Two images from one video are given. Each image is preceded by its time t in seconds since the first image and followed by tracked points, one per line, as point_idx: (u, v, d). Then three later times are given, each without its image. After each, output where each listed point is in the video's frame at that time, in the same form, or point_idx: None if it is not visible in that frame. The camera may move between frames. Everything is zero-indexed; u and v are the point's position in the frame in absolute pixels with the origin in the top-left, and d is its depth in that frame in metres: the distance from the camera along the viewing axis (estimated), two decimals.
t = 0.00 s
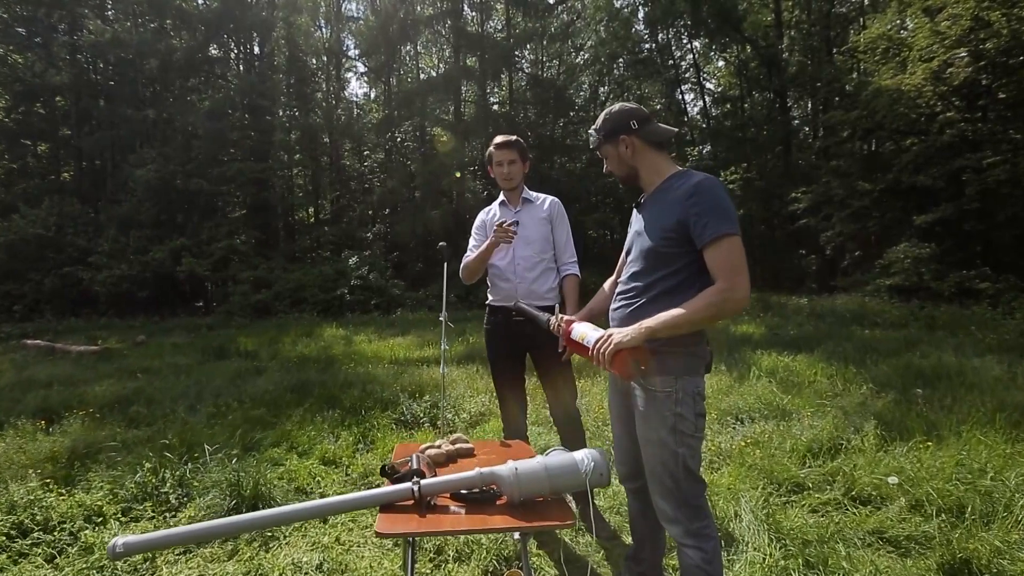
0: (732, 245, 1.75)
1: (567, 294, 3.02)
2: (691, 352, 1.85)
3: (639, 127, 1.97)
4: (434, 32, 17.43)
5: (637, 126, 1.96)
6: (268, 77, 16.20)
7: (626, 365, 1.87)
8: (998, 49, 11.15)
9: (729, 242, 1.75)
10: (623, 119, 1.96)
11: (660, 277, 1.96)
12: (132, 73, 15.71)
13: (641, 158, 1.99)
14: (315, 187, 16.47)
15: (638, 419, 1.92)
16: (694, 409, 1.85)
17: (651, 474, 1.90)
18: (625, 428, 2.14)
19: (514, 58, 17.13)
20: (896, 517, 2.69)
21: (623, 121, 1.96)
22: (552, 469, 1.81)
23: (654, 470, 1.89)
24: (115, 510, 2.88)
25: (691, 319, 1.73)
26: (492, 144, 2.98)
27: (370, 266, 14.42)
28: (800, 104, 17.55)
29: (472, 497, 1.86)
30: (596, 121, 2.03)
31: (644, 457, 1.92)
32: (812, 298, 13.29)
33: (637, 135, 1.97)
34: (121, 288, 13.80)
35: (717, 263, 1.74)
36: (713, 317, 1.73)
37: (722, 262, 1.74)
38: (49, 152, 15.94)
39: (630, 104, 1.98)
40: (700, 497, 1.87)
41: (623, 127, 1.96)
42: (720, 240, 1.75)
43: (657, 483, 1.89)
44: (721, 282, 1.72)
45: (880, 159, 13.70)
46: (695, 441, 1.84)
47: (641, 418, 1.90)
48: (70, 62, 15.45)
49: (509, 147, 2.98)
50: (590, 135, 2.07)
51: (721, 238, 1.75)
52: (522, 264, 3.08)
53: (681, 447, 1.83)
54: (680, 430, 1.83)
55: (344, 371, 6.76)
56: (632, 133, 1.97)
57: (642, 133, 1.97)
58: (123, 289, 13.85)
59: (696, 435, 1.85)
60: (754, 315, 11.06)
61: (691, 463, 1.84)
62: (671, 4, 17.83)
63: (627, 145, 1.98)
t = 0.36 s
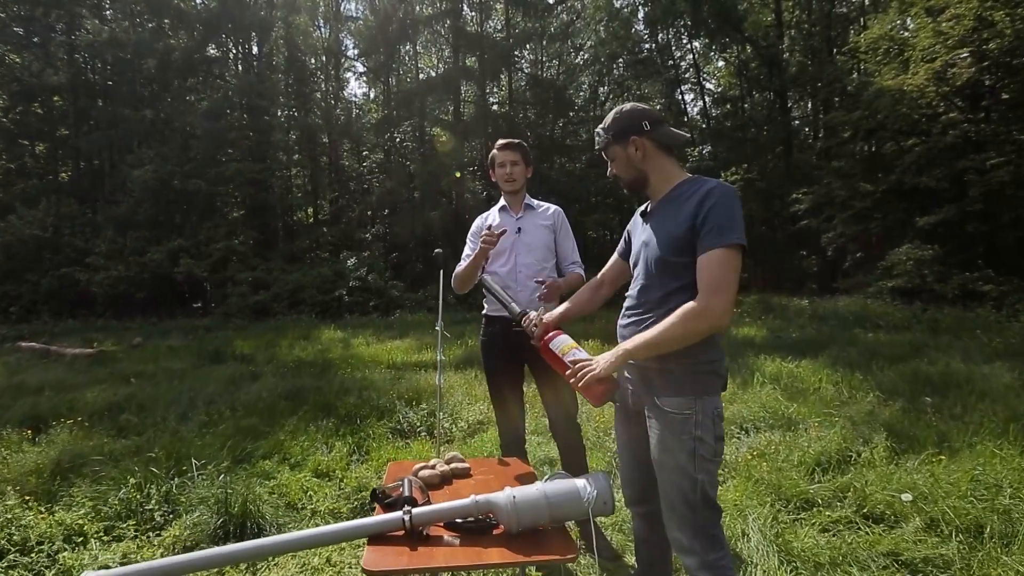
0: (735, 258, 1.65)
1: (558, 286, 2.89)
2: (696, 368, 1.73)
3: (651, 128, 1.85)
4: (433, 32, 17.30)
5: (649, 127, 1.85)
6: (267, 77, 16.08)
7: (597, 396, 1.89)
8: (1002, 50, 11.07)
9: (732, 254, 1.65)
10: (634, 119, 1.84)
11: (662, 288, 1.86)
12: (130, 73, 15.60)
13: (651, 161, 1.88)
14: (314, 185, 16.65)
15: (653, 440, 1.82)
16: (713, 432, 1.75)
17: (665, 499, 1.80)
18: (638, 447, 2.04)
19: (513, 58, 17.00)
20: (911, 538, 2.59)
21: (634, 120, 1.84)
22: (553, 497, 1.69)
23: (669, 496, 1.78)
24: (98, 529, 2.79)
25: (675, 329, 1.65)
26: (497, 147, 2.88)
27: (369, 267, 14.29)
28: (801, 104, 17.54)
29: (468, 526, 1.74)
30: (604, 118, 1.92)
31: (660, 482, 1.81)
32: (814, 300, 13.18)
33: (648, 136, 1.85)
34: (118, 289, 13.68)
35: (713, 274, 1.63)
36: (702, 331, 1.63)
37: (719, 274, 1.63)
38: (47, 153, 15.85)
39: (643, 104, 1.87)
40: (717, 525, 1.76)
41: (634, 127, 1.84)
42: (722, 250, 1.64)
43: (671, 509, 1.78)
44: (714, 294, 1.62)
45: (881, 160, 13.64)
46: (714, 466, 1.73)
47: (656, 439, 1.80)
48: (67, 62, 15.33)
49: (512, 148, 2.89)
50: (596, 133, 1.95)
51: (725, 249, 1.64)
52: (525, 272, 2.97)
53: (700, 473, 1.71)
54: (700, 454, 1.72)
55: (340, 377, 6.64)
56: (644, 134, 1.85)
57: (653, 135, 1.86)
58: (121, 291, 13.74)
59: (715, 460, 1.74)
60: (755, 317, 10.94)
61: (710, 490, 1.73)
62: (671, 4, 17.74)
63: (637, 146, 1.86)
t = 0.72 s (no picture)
0: (757, 262, 1.55)
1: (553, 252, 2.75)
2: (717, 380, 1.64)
3: (659, 129, 1.75)
4: (434, 32, 17.18)
5: (658, 127, 1.74)
6: (267, 77, 15.97)
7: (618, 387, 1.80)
8: (1008, 49, 10.99)
9: (754, 259, 1.55)
10: (642, 119, 1.73)
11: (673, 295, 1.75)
12: (129, 73, 15.51)
13: (660, 162, 1.77)
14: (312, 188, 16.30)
15: (673, 463, 1.73)
16: (738, 453, 1.66)
17: (683, 525, 1.71)
18: (654, 467, 1.93)
19: (514, 58, 16.89)
20: (931, 556, 2.48)
21: (641, 120, 1.73)
22: (559, 525, 1.59)
23: (687, 522, 1.69)
24: (82, 546, 2.69)
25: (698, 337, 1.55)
26: (496, 148, 2.80)
27: (369, 268, 14.15)
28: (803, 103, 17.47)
29: (466, 554, 1.64)
30: (608, 119, 1.81)
31: (678, 506, 1.72)
32: (817, 301, 13.05)
33: (656, 137, 1.75)
34: (117, 290, 13.59)
35: (738, 281, 1.53)
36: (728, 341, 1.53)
37: (743, 281, 1.53)
38: (46, 153, 15.71)
39: (650, 103, 1.77)
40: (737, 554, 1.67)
41: (642, 127, 1.74)
42: (744, 256, 1.54)
43: (690, 536, 1.69)
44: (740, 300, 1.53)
45: (884, 160, 13.53)
46: (737, 491, 1.65)
47: (675, 461, 1.71)
48: (67, 62, 15.25)
49: (512, 150, 2.82)
50: (601, 134, 1.83)
51: (748, 254, 1.54)
52: (524, 277, 2.86)
53: (723, 497, 1.63)
54: (724, 478, 1.64)
55: (338, 381, 6.51)
56: (651, 134, 1.75)
57: (663, 135, 1.75)
58: (120, 291, 13.65)
59: (738, 484, 1.66)
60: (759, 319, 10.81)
61: (732, 516, 1.65)
62: (672, 3, 17.63)
63: (645, 147, 1.75)
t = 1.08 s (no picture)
0: (771, 276, 1.46)
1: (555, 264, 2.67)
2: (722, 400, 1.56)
3: (677, 133, 1.65)
4: (434, 32, 17.08)
5: (676, 131, 1.65)
6: (267, 77, 15.89)
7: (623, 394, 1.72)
8: (1012, 49, 10.96)
9: (766, 273, 1.45)
10: (659, 122, 1.64)
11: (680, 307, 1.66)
12: (129, 73, 15.44)
13: (678, 168, 1.68)
14: (314, 188, 16.24)
15: (675, 486, 1.65)
16: (745, 480, 1.58)
17: (687, 553, 1.62)
18: (655, 485, 1.84)
19: (514, 58, 16.80)
20: None
21: (658, 123, 1.64)
22: (563, 553, 1.49)
23: (691, 549, 1.61)
24: (66, 564, 2.59)
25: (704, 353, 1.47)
26: (498, 151, 2.68)
27: (368, 269, 14.03)
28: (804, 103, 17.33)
29: None
30: (622, 121, 1.72)
31: (681, 532, 1.64)
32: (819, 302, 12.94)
33: (673, 142, 1.65)
34: (116, 291, 13.50)
35: (747, 296, 1.44)
36: (735, 361, 1.45)
37: (754, 297, 1.44)
38: (45, 153, 15.59)
39: (668, 106, 1.67)
40: None
41: (659, 130, 1.64)
42: (755, 270, 1.45)
43: (694, 564, 1.61)
44: (748, 317, 1.44)
45: (886, 161, 13.42)
46: (744, 518, 1.57)
47: (678, 484, 1.63)
48: (65, 62, 15.17)
49: (517, 152, 2.69)
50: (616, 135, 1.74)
51: (759, 268, 1.45)
52: (528, 284, 2.76)
53: (728, 526, 1.55)
54: (729, 506, 1.55)
55: (335, 386, 6.41)
56: (669, 138, 1.65)
57: (681, 139, 1.66)
58: (118, 292, 13.55)
59: (746, 511, 1.57)
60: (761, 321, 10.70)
61: (739, 544, 1.57)
62: (674, 3, 17.53)
63: (661, 153, 1.66)
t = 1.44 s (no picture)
0: (750, 295, 1.37)
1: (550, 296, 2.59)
2: (716, 421, 1.48)
3: (700, 133, 1.55)
4: (434, 32, 16.97)
5: (697, 131, 1.54)
6: (266, 77, 15.83)
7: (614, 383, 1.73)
8: (1015, 48, 10.87)
9: (744, 289, 1.37)
10: (681, 119, 1.54)
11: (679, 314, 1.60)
12: (127, 74, 15.37)
13: (695, 170, 1.58)
14: (313, 187, 16.34)
15: (674, 504, 1.58)
16: (747, 505, 1.49)
17: None
18: (657, 504, 1.75)
19: (513, 58, 16.71)
20: None
21: (680, 120, 1.54)
22: None
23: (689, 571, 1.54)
24: None
25: (663, 359, 1.46)
26: (488, 157, 2.60)
27: (367, 270, 13.92)
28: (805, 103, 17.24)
29: None
30: (646, 113, 1.64)
31: (681, 552, 1.57)
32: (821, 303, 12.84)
33: (693, 142, 1.55)
34: (114, 292, 13.40)
35: (714, 310, 1.38)
36: (689, 372, 1.42)
37: (726, 310, 1.37)
38: (44, 154, 15.50)
39: (696, 102, 1.56)
40: None
41: (679, 127, 1.55)
42: (730, 285, 1.38)
43: None
44: (709, 330, 1.38)
45: (888, 162, 13.26)
46: (747, 545, 1.48)
47: (676, 502, 1.56)
48: (64, 62, 15.10)
49: (508, 158, 2.61)
50: (637, 127, 1.66)
51: (735, 283, 1.37)
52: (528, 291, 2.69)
53: (726, 551, 1.48)
54: (729, 531, 1.47)
55: (333, 390, 6.31)
56: (689, 138, 1.55)
57: (703, 140, 1.55)
58: (116, 294, 13.46)
59: (750, 538, 1.49)
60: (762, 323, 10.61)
61: (741, 572, 1.49)
62: (673, 3, 17.45)
63: (679, 152, 1.57)
